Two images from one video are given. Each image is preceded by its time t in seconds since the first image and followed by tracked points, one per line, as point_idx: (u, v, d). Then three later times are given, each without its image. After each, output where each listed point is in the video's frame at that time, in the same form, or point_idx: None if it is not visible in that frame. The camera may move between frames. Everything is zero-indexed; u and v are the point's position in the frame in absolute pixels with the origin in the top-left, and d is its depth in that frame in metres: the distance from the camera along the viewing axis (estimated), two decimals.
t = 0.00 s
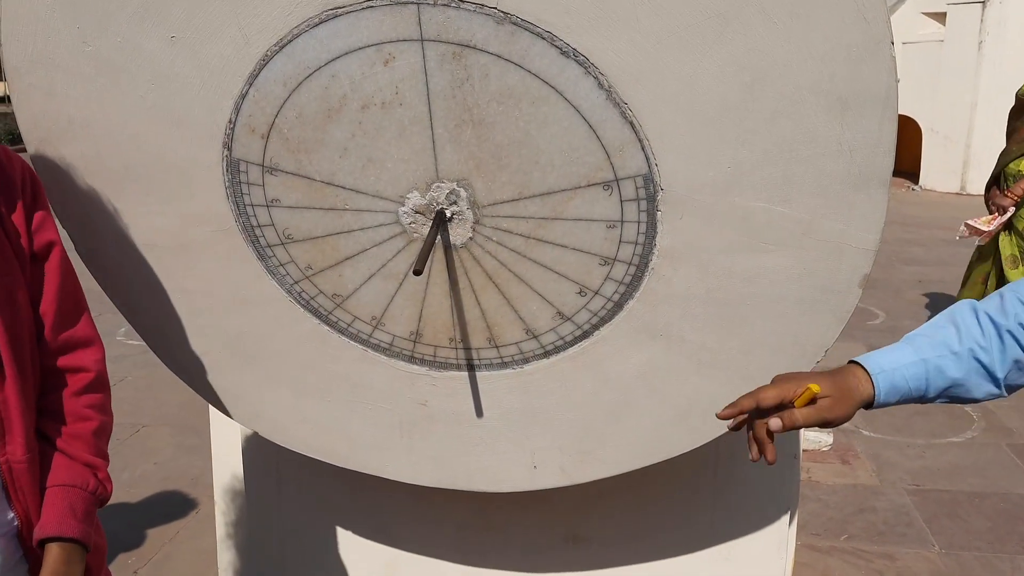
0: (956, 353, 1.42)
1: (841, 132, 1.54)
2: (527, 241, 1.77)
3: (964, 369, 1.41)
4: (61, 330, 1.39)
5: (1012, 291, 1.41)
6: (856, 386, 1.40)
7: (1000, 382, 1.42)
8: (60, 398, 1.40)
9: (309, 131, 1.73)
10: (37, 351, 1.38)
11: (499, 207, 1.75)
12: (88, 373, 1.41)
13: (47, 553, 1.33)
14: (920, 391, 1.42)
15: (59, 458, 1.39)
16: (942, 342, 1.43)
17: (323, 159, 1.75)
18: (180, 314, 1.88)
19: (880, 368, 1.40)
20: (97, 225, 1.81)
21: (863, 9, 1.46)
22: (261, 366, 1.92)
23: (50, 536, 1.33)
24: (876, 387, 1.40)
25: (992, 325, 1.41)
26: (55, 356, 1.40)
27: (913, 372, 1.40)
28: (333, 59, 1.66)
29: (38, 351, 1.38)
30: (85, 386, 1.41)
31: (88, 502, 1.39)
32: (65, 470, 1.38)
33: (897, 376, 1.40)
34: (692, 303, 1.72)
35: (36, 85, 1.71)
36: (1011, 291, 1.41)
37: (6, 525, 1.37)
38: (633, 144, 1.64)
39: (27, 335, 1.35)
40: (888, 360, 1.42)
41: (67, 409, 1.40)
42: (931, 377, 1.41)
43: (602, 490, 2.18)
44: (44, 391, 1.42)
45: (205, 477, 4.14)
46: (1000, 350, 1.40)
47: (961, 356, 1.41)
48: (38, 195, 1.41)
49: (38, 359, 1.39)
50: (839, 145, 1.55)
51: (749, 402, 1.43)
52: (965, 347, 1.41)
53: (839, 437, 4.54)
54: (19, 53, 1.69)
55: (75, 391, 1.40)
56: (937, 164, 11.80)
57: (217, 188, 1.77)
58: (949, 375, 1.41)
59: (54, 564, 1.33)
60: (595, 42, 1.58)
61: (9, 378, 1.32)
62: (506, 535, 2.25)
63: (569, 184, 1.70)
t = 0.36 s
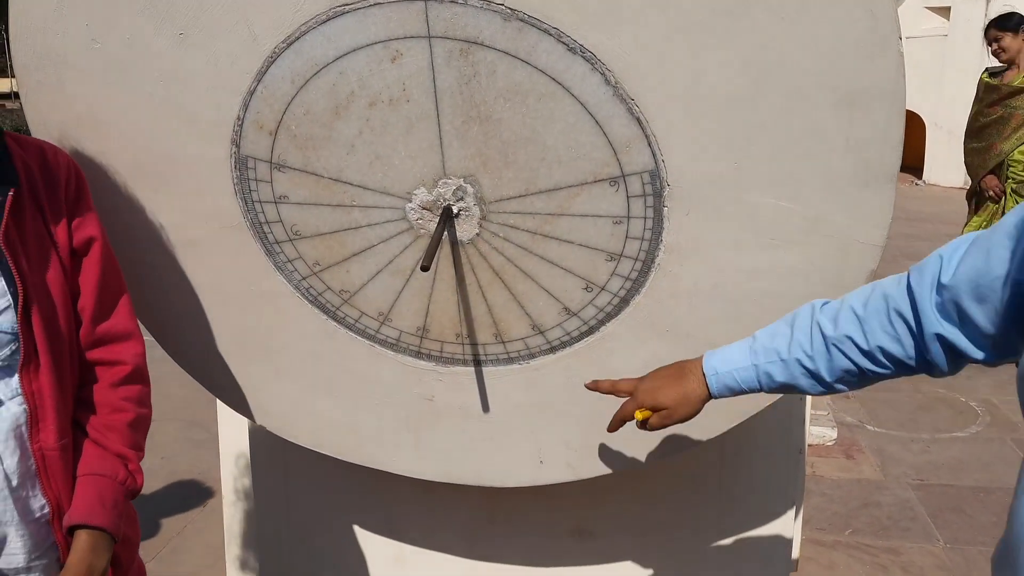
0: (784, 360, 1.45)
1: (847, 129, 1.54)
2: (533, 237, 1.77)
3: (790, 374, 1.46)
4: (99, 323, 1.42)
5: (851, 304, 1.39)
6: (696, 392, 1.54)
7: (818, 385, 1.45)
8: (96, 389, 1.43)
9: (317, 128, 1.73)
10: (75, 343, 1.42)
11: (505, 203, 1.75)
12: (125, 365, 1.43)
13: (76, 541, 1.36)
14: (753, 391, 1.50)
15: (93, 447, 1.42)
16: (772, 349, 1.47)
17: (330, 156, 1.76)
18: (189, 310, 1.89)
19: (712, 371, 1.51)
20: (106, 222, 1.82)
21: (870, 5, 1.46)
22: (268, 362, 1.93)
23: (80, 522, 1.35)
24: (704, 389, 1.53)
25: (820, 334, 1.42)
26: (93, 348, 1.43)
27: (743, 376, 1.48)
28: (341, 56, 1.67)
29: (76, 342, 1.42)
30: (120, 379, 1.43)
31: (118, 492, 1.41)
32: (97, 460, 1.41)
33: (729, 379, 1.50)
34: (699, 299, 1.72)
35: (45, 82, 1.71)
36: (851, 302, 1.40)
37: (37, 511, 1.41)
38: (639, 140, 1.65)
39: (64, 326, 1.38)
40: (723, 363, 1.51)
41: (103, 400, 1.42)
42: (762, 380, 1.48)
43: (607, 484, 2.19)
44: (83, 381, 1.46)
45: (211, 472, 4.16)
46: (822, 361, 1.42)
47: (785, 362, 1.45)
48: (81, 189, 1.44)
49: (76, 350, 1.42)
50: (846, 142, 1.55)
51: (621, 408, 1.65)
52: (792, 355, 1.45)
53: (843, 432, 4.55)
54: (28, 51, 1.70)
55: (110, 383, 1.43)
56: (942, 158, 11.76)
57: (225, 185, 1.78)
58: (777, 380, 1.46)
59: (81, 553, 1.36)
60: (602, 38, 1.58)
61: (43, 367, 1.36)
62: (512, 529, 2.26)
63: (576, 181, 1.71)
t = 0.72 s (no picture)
0: (699, 365, 1.57)
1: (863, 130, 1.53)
2: (544, 238, 1.76)
3: (705, 377, 1.58)
4: (125, 321, 1.44)
5: (755, 313, 1.51)
6: (624, 398, 1.66)
7: (730, 386, 1.57)
8: (121, 386, 1.44)
9: (328, 129, 1.73)
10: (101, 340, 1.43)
11: (517, 204, 1.74)
12: (150, 363, 1.44)
13: (100, 535, 1.35)
14: (675, 393, 1.62)
15: (117, 442, 1.41)
16: (688, 356, 1.59)
17: (341, 157, 1.75)
18: (198, 312, 1.88)
19: (637, 378, 1.63)
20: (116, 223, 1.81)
21: (888, 5, 1.44)
22: (278, 364, 1.92)
23: (102, 516, 1.34)
24: (627, 395, 1.66)
25: (729, 342, 1.54)
26: (119, 345, 1.44)
27: (664, 381, 1.61)
28: (352, 57, 1.66)
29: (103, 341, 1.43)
30: (145, 376, 1.44)
31: (140, 488, 1.39)
32: (120, 455, 1.39)
33: (650, 385, 1.62)
34: (712, 301, 1.71)
35: (56, 84, 1.71)
36: (754, 310, 1.52)
37: (60, 504, 1.42)
38: (652, 141, 1.64)
39: (90, 322, 1.40)
40: (645, 369, 1.63)
41: (128, 396, 1.43)
42: (682, 385, 1.60)
43: (617, 488, 2.18)
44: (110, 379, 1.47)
45: (218, 473, 4.16)
46: (733, 365, 1.54)
47: (701, 368, 1.57)
48: (107, 189, 1.47)
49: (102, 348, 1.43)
50: (862, 143, 1.54)
51: (563, 411, 1.77)
52: (705, 361, 1.56)
53: (852, 434, 4.52)
54: (39, 52, 1.70)
55: (135, 380, 1.43)
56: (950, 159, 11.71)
57: (235, 186, 1.78)
58: (695, 384, 1.58)
59: (105, 547, 1.35)
60: (615, 38, 1.57)
61: (67, 362, 1.37)
62: (522, 533, 2.24)
63: (588, 182, 1.70)
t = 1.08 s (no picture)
0: (656, 372, 1.59)
1: (878, 130, 1.51)
2: (554, 239, 1.75)
3: (663, 384, 1.60)
4: (130, 320, 1.46)
5: (709, 320, 1.53)
6: (586, 404, 1.68)
7: (688, 392, 1.60)
8: (127, 384, 1.45)
9: (337, 130, 1.72)
10: (106, 338, 1.45)
11: (527, 205, 1.73)
12: (154, 361, 1.46)
13: (103, 531, 1.37)
14: (635, 399, 1.64)
15: (122, 439, 1.44)
16: (647, 363, 1.60)
17: (351, 157, 1.74)
18: (207, 312, 1.88)
19: (598, 385, 1.65)
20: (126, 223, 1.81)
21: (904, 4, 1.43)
22: (286, 365, 1.92)
23: (106, 512, 1.37)
24: (588, 400, 1.67)
25: (685, 348, 1.56)
26: (124, 343, 1.46)
27: (623, 387, 1.63)
28: (362, 57, 1.66)
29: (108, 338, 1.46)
30: (147, 374, 1.45)
31: (144, 485, 1.42)
32: (125, 452, 1.42)
33: (610, 391, 1.64)
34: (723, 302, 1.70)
35: (66, 84, 1.71)
36: (708, 318, 1.54)
37: (64, 501, 1.45)
38: (663, 141, 1.62)
39: (94, 321, 1.42)
40: (605, 376, 1.65)
41: (132, 394, 1.45)
42: (641, 391, 1.62)
43: (626, 491, 2.16)
44: (115, 377, 1.50)
45: (226, 474, 4.16)
46: (690, 372, 1.56)
47: (658, 374, 1.59)
48: (112, 191, 1.50)
49: (106, 346, 1.45)
50: (877, 143, 1.53)
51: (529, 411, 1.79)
52: (662, 368, 1.58)
53: (862, 437, 4.50)
54: (49, 52, 1.69)
55: (140, 378, 1.45)
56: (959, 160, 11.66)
57: (245, 187, 1.77)
58: (653, 390, 1.61)
59: (109, 542, 1.37)
60: (627, 38, 1.56)
61: (71, 359, 1.40)
62: (531, 535, 2.23)
63: (599, 182, 1.68)
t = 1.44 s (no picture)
0: (663, 372, 1.58)
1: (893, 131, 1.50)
2: (565, 239, 1.75)
3: (669, 383, 1.59)
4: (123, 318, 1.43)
5: (715, 320, 1.53)
6: (595, 402, 1.67)
7: (693, 392, 1.60)
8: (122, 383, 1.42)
9: (349, 128, 1.72)
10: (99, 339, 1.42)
11: (538, 205, 1.73)
12: (148, 359, 1.43)
13: (100, 534, 1.34)
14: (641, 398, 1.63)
15: (116, 439, 1.40)
16: (654, 363, 1.59)
17: (362, 156, 1.74)
18: (217, 311, 1.87)
19: (605, 385, 1.64)
20: (137, 221, 1.81)
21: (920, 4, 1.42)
22: (296, 364, 1.91)
23: (102, 514, 1.33)
24: (596, 399, 1.66)
25: (691, 348, 1.55)
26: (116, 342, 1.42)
27: (630, 387, 1.62)
28: (374, 56, 1.66)
29: (99, 337, 1.42)
30: (140, 371, 1.42)
31: (141, 485, 1.38)
32: (120, 452, 1.38)
33: (617, 391, 1.63)
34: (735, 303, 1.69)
35: (78, 82, 1.71)
36: (715, 317, 1.53)
37: (58, 504, 1.41)
38: (676, 141, 1.62)
39: (85, 320, 1.38)
40: (613, 376, 1.64)
41: (127, 393, 1.41)
42: (647, 391, 1.61)
43: (635, 491, 2.15)
44: (109, 377, 1.46)
45: (233, 472, 4.16)
46: (696, 372, 1.56)
47: (665, 374, 1.58)
48: (100, 184, 1.47)
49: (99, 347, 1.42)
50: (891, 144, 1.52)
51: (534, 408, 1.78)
52: (669, 368, 1.58)
53: (870, 439, 4.47)
54: (61, 50, 1.69)
55: (136, 376, 1.42)
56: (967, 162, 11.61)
57: (256, 186, 1.77)
58: (660, 390, 1.60)
59: (106, 545, 1.33)
60: (641, 37, 1.56)
61: (64, 359, 1.36)
62: (540, 536, 2.22)
63: (610, 182, 1.68)
